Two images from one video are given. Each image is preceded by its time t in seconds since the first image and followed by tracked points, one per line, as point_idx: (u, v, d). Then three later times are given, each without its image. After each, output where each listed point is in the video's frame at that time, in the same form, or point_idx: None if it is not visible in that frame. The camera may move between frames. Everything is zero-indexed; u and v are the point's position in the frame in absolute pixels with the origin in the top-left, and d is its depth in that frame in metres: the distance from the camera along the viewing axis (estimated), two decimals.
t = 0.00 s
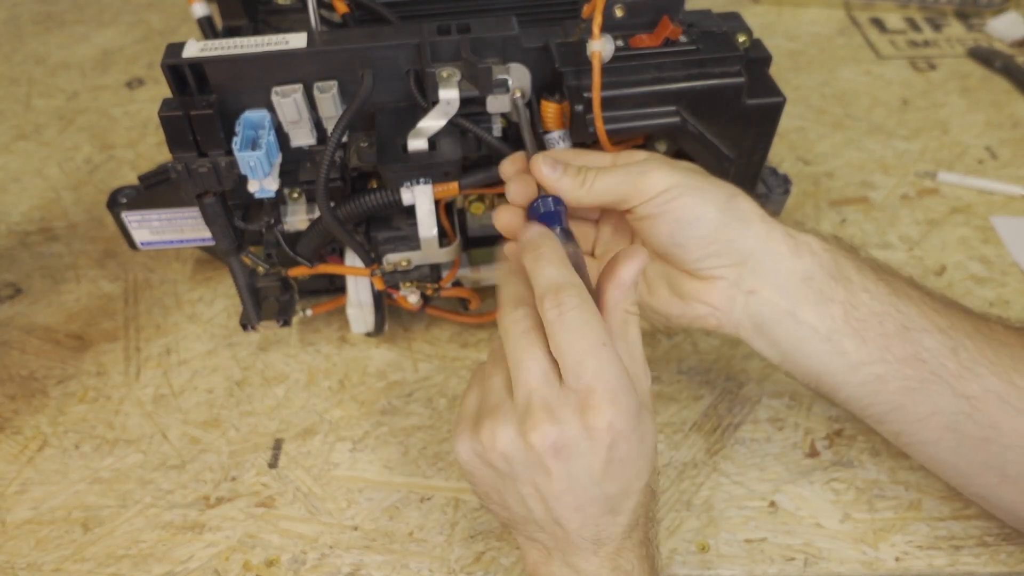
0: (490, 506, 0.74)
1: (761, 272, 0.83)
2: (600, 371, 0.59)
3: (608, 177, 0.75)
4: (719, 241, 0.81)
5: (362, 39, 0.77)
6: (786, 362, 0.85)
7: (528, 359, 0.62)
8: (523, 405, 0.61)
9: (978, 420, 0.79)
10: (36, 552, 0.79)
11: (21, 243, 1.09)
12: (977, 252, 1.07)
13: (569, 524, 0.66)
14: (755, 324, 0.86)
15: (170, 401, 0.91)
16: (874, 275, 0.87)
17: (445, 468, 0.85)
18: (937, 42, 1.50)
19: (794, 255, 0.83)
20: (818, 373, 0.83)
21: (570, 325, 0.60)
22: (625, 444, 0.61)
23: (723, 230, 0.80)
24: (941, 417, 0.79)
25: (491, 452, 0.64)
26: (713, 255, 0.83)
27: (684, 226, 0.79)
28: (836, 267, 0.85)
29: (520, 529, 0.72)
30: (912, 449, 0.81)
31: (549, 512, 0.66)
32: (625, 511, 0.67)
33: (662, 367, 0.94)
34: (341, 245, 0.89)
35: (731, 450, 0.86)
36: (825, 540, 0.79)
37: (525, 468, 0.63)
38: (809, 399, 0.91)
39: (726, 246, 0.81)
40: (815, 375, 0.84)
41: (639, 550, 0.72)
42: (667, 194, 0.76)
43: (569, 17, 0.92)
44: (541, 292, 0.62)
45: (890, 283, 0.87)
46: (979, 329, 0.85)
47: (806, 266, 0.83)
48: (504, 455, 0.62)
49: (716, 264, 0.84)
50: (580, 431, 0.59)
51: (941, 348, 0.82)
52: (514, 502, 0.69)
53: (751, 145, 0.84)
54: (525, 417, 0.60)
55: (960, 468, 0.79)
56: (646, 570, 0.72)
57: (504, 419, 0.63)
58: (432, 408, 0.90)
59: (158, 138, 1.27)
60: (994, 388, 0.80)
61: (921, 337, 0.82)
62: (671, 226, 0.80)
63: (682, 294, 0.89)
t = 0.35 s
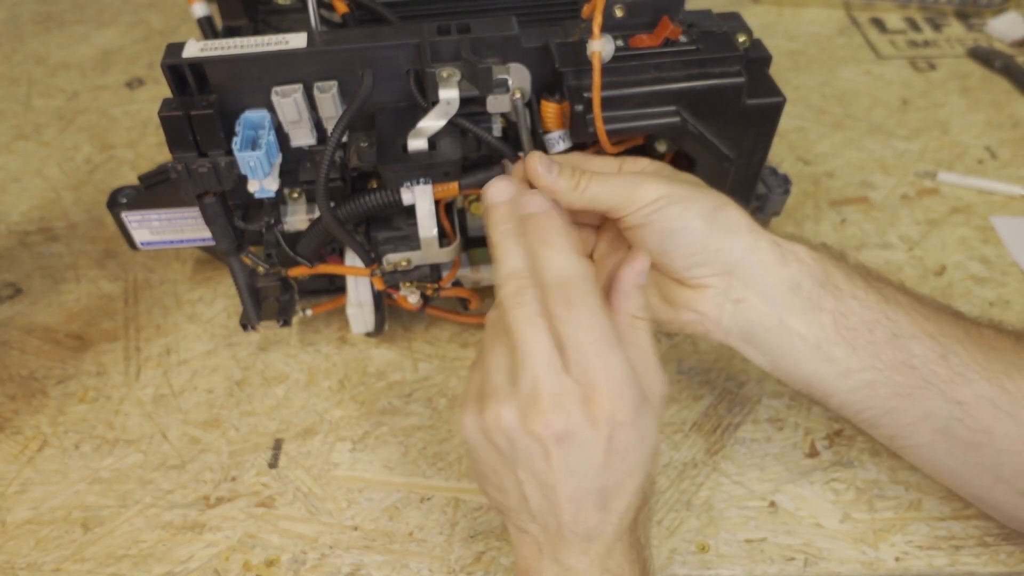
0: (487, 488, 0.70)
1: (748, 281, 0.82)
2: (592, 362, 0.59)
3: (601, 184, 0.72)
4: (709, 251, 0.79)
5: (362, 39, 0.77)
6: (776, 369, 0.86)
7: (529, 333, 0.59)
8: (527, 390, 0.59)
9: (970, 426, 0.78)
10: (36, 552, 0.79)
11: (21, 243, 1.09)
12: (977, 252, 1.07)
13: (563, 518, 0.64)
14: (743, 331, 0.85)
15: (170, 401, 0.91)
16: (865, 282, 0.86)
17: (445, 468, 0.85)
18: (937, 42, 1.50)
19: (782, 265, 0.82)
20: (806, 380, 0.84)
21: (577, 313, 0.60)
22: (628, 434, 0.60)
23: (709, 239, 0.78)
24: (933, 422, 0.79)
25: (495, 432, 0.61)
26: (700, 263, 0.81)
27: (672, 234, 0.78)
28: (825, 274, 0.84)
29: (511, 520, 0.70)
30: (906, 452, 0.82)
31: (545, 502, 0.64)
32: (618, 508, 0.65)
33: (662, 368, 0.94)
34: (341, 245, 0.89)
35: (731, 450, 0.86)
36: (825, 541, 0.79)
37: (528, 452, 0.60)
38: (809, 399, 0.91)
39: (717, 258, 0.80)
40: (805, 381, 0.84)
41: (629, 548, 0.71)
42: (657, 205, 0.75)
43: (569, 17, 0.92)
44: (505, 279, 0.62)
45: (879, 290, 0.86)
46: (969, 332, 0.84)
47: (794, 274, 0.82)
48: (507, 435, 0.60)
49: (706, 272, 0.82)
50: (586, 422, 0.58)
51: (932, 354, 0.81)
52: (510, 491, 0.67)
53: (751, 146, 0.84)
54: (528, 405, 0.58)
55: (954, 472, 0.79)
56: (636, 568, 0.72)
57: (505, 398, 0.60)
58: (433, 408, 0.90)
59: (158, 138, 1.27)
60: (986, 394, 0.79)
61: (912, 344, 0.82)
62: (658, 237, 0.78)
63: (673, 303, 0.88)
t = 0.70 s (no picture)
0: (502, 486, 0.73)
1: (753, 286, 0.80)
2: (631, 377, 0.60)
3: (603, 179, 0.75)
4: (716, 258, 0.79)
5: (362, 39, 0.77)
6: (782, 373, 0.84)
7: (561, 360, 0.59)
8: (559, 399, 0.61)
9: (976, 433, 0.78)
10: (36, 551, 0.79)
11: (21, 243, 1.09)
12: (977, 251, 1.07)
13: (580, 522, 0.67)
14: (745, 336, 0.84)
15: (170, 401, 0.91)
16: (871, 287, 0.86)
17: (445, 468, 0.85)
18: (937, 42, 1.50)
19: (786, 269, 0.80)
20: (809, 381, 0.83)
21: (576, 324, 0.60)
22: (654, 446, 0.63)
23: (716, 244, 0.78)
24: (934, 428, 0.79)
25: (525, 431, 0.65)
26: (703, 267, 0.80)
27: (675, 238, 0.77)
28: (831, 279, 0.83)
29: (523, 522, 0.73)
30: (908, 456, 0.82)
31: (564, 507, 0.67)
32: (632, 518, 0.68)
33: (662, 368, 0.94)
34: (341, 245, 0.89)
35: (731, 450, 0.87)
36: (825, 540, 0.79)
37: (553, 454, 0.64)
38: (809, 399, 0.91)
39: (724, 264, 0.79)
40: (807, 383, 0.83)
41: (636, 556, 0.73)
42: (660, 209, 0.76)
43: (569, 17, 0.92)
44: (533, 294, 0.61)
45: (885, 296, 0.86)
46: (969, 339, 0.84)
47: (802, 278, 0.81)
48: (538, 433, 0.63)
49: (708, 278, 0.81)
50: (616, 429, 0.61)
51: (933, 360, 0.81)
52: (529, 491, 0.70)
53: (752, 146, 0.84)
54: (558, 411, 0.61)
55: (959, 477, 0.79)
56: (641, 572, 0.73)
57: (535, 399, 0.64)
58: (433, 408, 0.90)
59: (158, 138, 1.27)
60: (991, 401, 0.79)
61: (916, 350, 0.81)
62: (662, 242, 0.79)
63: (675, 305, 0.88)
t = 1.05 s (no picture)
0: (501, 479, 0.73)
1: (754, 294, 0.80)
2: (632, 374, 0.60)
3: (607, 180, 0.75)
4: (711, 269, 0.78)
5: (362, 39, 0.77)
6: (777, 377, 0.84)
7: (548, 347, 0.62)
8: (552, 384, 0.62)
9: (968, 438, 0.79)
10: (36, 551, 0.79)
11: (21, 243, 1.09)
12: (977, 251, 1.07)
13: (578, 516, 0.67)
14: (739, 344, 0.84)
15: (170, 401, 0.91)
16: (866, 297, 0.84)
17: (445, 468, 0.85)
18: (937, 42, 1.50)
19: (777, 282, 0.79)
20: (804, 389, 0.83)
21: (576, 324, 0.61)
22: (652, 442, 0.63)
23: (709, 255, 0.77)
24: (934, 435, 0.80)
25: (525, 425, 0.65)
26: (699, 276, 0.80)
27: (668, 247, 0.77)
28: (828, 293, 0.81)
29: (522, 514, 0.73)
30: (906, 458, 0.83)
31: (560, 499, 0.67)
32: (629, 512, 0.67)
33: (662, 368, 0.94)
34: (341, 245, 0.89)
35: (731, 450, 0.87)
36: (825, 540, 0.79)
37: (551, 447, 0.64)
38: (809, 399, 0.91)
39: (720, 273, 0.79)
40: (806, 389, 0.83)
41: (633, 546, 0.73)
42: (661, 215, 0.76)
43: (569, 17, 0.92)
44: (538, 280, 0.64)
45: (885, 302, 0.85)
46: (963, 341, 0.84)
47: (796, 287, 0.80)
48: (539, 426, 0.64)
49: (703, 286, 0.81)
50: (615, 423, 0.61)
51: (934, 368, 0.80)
52: (525, 483, 0.70)
53: (751, 146, 0.84)
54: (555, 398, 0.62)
55: (957, 482, 0.80)
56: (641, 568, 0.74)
57: (538, 394, 0.64)
58: (433, 408, 0.90)
59: (158, 138, 1.27)
60: (987, 409, 0.79)
61: (913, 359, 0.80)
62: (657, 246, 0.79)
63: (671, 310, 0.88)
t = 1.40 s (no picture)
0: (514, 458, 0.74)
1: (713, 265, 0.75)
2: (606, 338, 0.61)
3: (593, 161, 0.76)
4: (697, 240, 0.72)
5: (362, 39, 0.77)
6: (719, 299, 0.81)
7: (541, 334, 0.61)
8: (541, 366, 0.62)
9: (951, 414, 0.81)
10: (37, 551, 0.79)
11: (21, 243, 1.09)
12: (976, 252, 1.07)
13: (590, 489, 0.67)
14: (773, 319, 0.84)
15: (170, 401, 0.91)
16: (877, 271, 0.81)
17: (445, 468, 0.85)
18: (937, 42, 1.50)
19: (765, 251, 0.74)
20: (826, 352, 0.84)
21: (589, 304, 0.60)
22: (647, 406, 0.63)
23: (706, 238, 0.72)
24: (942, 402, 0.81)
25: (517, 401, 0.66)
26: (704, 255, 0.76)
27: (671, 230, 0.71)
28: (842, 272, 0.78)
29: (540, 489, 0.73)
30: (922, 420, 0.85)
31: (568, 473, 0.67)
32: (641, 479, 0.68)
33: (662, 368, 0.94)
34: (341, 245, 0.89)
35: (731, 449, 0.87)
36: (825, 540, 0.79)
37: (547, 423, 0.64)
38: (809, 399, 0.91)
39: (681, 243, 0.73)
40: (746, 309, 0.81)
41: (655, 520, 0.74)
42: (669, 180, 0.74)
43: (569, 17, 0.92)
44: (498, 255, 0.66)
45: (861, 266, 0.81)
46: (965, 313, 0.81)
47: (768, 260, 0.75)
48: (527, 404, 0.64)
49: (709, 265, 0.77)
50: (599, 390, 0.62)
51: (911, 330, 0.80)
52: (535, 460, 0.70)
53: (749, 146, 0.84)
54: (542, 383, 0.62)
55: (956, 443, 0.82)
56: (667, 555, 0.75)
57: (522, 368, 0.64)
58: (433, 408, 0.90)
59: (158, 138, 1.27)
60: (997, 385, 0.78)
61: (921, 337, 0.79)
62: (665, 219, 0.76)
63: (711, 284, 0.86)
